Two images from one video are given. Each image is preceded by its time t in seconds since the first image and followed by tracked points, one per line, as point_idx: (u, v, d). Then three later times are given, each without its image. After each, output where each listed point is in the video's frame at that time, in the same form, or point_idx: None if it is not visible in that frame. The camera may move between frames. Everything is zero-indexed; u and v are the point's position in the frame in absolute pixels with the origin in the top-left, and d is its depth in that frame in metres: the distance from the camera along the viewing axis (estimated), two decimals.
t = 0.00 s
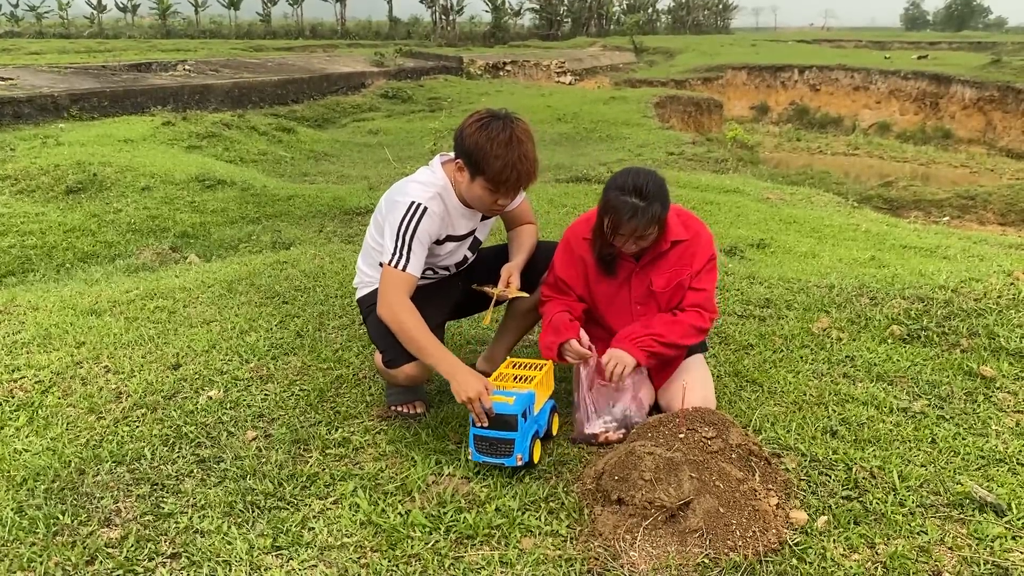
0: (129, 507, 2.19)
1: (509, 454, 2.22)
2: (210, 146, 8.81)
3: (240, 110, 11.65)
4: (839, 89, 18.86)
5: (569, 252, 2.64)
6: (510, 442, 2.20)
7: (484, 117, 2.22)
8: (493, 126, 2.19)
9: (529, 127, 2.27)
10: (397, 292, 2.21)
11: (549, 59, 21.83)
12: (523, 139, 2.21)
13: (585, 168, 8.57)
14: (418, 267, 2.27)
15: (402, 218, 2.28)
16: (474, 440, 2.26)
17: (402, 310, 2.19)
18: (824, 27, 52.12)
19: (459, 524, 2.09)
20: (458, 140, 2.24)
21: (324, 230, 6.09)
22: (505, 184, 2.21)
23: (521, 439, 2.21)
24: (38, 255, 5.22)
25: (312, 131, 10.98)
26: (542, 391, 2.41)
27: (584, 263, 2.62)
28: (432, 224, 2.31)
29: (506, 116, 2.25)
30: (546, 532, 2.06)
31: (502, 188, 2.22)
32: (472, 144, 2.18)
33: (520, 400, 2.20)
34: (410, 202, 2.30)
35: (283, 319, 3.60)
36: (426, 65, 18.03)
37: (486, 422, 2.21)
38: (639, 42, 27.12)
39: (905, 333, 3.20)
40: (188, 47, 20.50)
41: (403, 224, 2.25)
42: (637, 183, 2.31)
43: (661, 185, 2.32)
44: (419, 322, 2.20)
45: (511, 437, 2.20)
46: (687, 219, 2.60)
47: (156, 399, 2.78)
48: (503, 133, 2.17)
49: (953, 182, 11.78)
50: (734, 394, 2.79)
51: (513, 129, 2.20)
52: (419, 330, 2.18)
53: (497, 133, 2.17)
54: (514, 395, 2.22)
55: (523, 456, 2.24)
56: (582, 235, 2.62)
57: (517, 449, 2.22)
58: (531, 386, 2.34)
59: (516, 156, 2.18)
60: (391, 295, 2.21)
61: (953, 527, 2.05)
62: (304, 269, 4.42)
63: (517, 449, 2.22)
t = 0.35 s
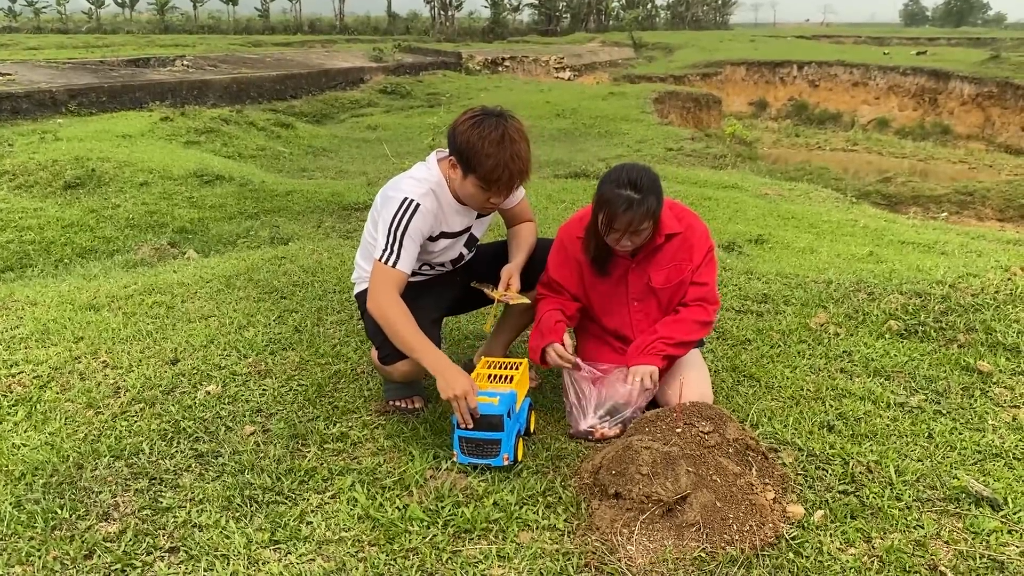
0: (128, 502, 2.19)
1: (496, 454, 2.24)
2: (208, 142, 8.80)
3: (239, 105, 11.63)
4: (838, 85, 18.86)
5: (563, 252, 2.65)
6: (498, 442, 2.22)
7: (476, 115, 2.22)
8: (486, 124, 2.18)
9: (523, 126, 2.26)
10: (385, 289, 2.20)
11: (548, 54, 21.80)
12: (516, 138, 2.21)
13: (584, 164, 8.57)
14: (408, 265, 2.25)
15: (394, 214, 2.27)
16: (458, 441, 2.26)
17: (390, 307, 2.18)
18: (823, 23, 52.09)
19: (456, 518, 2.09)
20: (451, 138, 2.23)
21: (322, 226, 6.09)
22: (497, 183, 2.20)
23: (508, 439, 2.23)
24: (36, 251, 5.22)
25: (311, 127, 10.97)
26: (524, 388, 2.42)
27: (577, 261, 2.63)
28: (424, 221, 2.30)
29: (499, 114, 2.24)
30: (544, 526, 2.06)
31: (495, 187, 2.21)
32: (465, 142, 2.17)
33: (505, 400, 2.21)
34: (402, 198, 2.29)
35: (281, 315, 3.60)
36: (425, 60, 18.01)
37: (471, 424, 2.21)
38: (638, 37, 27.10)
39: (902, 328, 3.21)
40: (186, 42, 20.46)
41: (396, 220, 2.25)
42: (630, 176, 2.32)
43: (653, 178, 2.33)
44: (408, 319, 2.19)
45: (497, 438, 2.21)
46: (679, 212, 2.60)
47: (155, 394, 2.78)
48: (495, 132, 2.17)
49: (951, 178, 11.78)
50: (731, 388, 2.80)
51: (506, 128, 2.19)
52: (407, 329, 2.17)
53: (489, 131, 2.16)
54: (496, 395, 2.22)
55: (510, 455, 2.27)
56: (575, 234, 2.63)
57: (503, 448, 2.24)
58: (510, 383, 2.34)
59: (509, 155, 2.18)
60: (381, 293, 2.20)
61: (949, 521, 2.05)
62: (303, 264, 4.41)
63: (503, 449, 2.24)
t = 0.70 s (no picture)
0: (125, 503, 2.19)
1: (494, 455, 2.23)
2: (205, 141, 8.79)
3: (236, 103, 11.61)
4: (835, 84, 18.87)
5: (565, 248, 2.64)
6: (496, 443, 2.21)
7: (474, 115, 2.20)
8: (485, 124, 2.16)
9: (521, 124, 2.24)
10: (389, 285, 2.27)
11: (545, 53, 21.80)
12: (514, 136, 2.19)
13: (581, 163, 8.57)
14: (410, 260, 2.29)
15: (391, 207, 2.27)
16: (457, 441, 2.25)
17: (398, 300, 2.27)
18: (820, 22, 52.14)
19: (454, 519, 2.07)
20: (448, 138, 2.21)
21: (320, 225, 6.08)
22: (497, 183, 2.19)
23: (506, 440, 2.23)
24: (32, 250, 5.21)
25: (309, 125, 10.96)
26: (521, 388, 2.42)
27: (578, 257, 2.62)
28: (422, 214, 2.29)
29: (498, 112, 2.22)
30: (542, 527, 2.04)
31: (495, 187, 2.20)
32: (463, 143, 2.15)
33: (503, 402, 2.21)
34: (400, 191, 2.29)
35: (278, 314, 3.59)
36: (422, 59, 18.00)
37: (470, 424, 2.21)
38: (636, 36, 27.09)
39: (900, 329, 3.21)
40: (183, 40, 20.40)
41: (393, 213, 2.25)
42: (635, 171, 2.32)
43: (658, 174, 2.33)
44: (415, 307, 2.29)
45: (495, 439, 2.21)
46: (680, 212, 2.61)
47: (152, 394, 2.78)
48: (494, 131, 2.15)
49: (948, 177, 11.80)
50: (729, 389, 2.80)
51: (505, 126, 2.18)
52: (417, 315, 2.27)
53: (488, 131, 2.14)
54: (496, 396, 2.24)
55: (507, 457, 2.26)
56: (576, 230, 2.62)
57: (502, 450, 2.23)
58: (510, 385, 2.34)
59: (508, 155, 2.16)
60: (386, 285, 2.27)
61: (947, 522, 2.05)
62: (300, 263, 4.41)
63: (501, 451, 2.23)
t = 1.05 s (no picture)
0: (122, 509, 2.18)
1: (492, 462, 2.23)
2: (203, 145, 8.79)
3: (234, 108, 11.62)
4: (832, 90, 18.93)
5: (565, 259, 2.61)
6: (493, 449, 2.21)
7: (474, 122, 2.21)
8: (484, 131, 2.17)
9: (520, 131, 2.25)
10: (386, 295, 2.27)
11: (543, 58, 21.86)
12: (514, 143, 2.20)
13: (579, 168, 8.59)
14: (406, 268, 2.29)
15: (387, 217, 2.28)
16: (455, 448, 2.26)
17: (393, 312, 2.26)
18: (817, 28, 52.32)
19: (451, 526, 2.07)
20: (448, 146, 2.21)
21: (318, 230, 6.09)
22: (498, 189, 2.20)
23: (504, 447, 2.22)
24: (30, 255, 5.20)
25: (306, 131, 10.97)
26: (519, 395, 2.42)
27: (580, 269, 2.60)
28: (418, 224, 2.30)
29: (498, 120, 2.23)
30: (539, 534, 2.05)
31: (496, 194, 2.21)
32: (465, 150, 2.16)
33: (501, 408, 2.21)
34: (395, 200, 2.29)
35: (276, 320, 3.59)
36: (420, 64, 18.03)
37: (467, 430, 2.20)
38: (633, 42, 27.17)
39: (897, 334, 3.22)
40: (180, 45, 20.41)
41: (388, 222, 2.26)
42: (639, 181, 2.32)
43: (662, 185, 2.34)
44: (410, 320, 2.27)
45: (493, 446, 2.21)
46: (683, 224, 2.61)
47: (149, 400, 2.77)
48: (495, 138, 2.16)
49: (945, 182, 11.83)
50: (727, 395, 2.80)
51: (505, 134, 2.19)
52: (412, 329, 2.25)
53: (489, 138, 2.15)
54: (494, 403, 2.23)
55: (505, 464, 2.25)
56: (579, 241, 2.60)
57: (499, 456, 2.23)
58: (508, 392, 2.34)
59: (509, 162, 2.17)
60: (382, 293, 2.27)
61: (945, 528, 2.05)
62: (298, 269, 4.41)
63: (499, 457, 2.23)
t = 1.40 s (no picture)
0: (115, 514, 2.16)
1: (489, 465, 2.22)
2: (203, 155, 8.81)
3: (233, 118, 11.65)
4: (830, 100, 18.99)
5: (562, 266, 2.60)
6: (490, 453, 2.19)
7: (470, 122, 2.20)
8: (480, 131, 2.17)
9: (516, 130, 2.25)
10: (383, 297, 2.28)
11: (542, 69, 21.93)
12: (509, 143, 2.20)
13: (578, 177, 8.60)
14: (402, 271, 2.30)
15: (382, 219, 2.28)
16: (452, 452, 2.24)
17: (390, 314, 2.27)
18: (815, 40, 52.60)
19: (448, 530, 2.05)
20: (444, 146, 2.21)
21: (316, 238, 6.08)
22: (494, 189, 2.20)
23: (501, 450, 2.21)
24: (28, 263, 5.19)
25: (306, 140, 10.99)
26: (517, 398, 2.42)
27: (576, 277, 2.59)
28: (413, 226, 2.30)
29: (492, 119, 2.23)
30: (536, 538, 2.03)
31: (492, 194, 2.21)
32: (461, 149, 2.15)
33: (498, 411, 2.19)
34: (391, 202, 2.30)
35: (272, 326, 3.57)
36: (419, 75, 18.10)
37: (465, 434, 2.19)
38: (632, 53, 27.30)
39: (896, 340, 3.21)
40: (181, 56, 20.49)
41: (384, 223, 2.26)
42: (639, 187, 2.31)
43: (662, 191, 2.33)
44: (407, 322, 2.27)
45: (491, 449, 2.19)
46: (681, 234, 2.60)
47: (144, 405, 2.75)
48: (490, 138, 2.16)
49: (943, 193, 11.85)
50: (725, 399, 2.79)
51: (500, 133, 2.19)
52: (408, 332, 2.26)
53: (484, 138, 2.15)
54: (491, 406, 2.22)
55: (502, 467, 2.24)
56: (576, 249, 2.58)
57: (497, 460, 2.21)
58: (505, 396, 2.33)
59: (504, 161, 2.17)
60: (379, 295, 2.28)
61: (946, 532, 2.04)
62: (295, 275, 4.40)
63: (496, 461, 2.21)
